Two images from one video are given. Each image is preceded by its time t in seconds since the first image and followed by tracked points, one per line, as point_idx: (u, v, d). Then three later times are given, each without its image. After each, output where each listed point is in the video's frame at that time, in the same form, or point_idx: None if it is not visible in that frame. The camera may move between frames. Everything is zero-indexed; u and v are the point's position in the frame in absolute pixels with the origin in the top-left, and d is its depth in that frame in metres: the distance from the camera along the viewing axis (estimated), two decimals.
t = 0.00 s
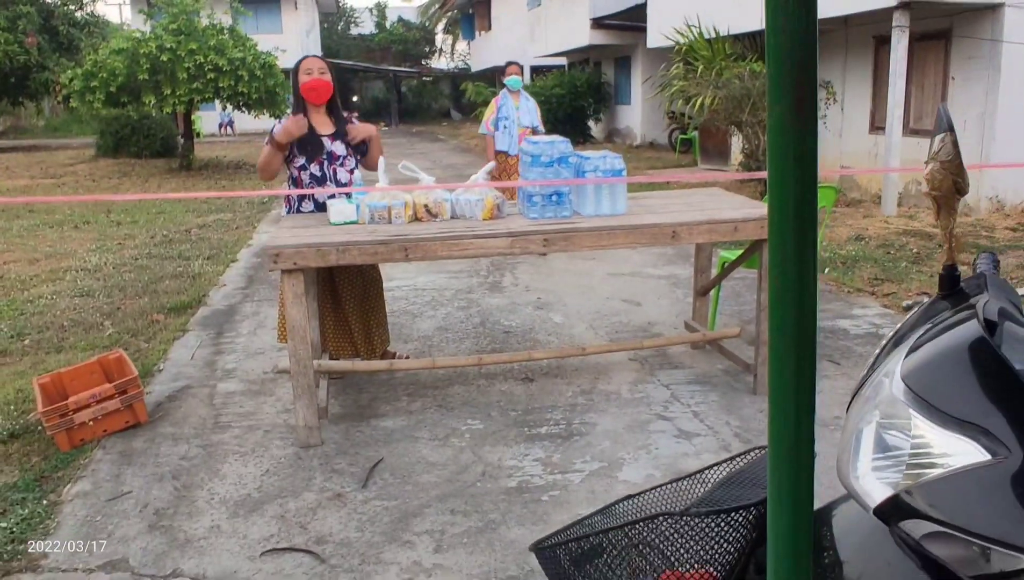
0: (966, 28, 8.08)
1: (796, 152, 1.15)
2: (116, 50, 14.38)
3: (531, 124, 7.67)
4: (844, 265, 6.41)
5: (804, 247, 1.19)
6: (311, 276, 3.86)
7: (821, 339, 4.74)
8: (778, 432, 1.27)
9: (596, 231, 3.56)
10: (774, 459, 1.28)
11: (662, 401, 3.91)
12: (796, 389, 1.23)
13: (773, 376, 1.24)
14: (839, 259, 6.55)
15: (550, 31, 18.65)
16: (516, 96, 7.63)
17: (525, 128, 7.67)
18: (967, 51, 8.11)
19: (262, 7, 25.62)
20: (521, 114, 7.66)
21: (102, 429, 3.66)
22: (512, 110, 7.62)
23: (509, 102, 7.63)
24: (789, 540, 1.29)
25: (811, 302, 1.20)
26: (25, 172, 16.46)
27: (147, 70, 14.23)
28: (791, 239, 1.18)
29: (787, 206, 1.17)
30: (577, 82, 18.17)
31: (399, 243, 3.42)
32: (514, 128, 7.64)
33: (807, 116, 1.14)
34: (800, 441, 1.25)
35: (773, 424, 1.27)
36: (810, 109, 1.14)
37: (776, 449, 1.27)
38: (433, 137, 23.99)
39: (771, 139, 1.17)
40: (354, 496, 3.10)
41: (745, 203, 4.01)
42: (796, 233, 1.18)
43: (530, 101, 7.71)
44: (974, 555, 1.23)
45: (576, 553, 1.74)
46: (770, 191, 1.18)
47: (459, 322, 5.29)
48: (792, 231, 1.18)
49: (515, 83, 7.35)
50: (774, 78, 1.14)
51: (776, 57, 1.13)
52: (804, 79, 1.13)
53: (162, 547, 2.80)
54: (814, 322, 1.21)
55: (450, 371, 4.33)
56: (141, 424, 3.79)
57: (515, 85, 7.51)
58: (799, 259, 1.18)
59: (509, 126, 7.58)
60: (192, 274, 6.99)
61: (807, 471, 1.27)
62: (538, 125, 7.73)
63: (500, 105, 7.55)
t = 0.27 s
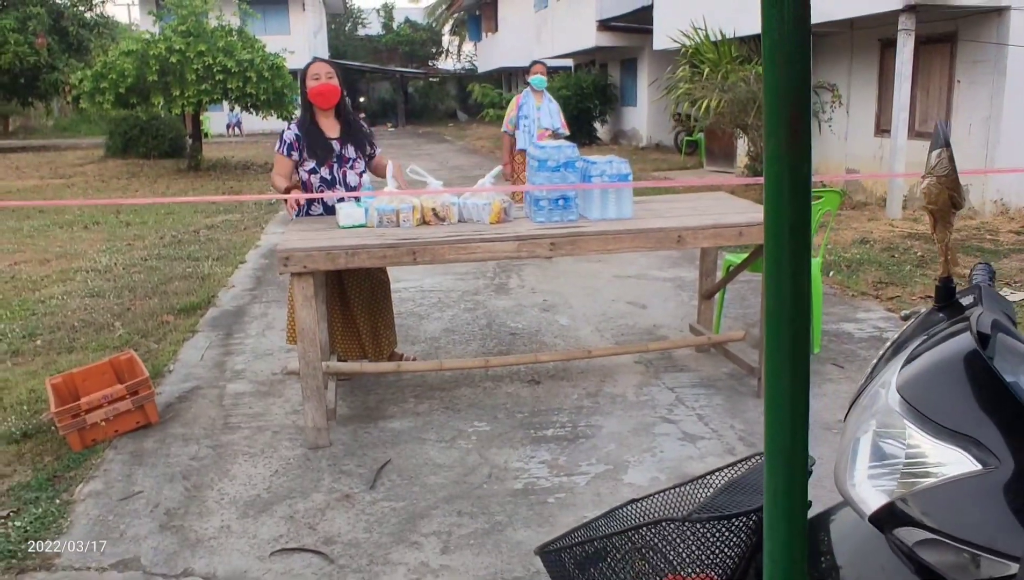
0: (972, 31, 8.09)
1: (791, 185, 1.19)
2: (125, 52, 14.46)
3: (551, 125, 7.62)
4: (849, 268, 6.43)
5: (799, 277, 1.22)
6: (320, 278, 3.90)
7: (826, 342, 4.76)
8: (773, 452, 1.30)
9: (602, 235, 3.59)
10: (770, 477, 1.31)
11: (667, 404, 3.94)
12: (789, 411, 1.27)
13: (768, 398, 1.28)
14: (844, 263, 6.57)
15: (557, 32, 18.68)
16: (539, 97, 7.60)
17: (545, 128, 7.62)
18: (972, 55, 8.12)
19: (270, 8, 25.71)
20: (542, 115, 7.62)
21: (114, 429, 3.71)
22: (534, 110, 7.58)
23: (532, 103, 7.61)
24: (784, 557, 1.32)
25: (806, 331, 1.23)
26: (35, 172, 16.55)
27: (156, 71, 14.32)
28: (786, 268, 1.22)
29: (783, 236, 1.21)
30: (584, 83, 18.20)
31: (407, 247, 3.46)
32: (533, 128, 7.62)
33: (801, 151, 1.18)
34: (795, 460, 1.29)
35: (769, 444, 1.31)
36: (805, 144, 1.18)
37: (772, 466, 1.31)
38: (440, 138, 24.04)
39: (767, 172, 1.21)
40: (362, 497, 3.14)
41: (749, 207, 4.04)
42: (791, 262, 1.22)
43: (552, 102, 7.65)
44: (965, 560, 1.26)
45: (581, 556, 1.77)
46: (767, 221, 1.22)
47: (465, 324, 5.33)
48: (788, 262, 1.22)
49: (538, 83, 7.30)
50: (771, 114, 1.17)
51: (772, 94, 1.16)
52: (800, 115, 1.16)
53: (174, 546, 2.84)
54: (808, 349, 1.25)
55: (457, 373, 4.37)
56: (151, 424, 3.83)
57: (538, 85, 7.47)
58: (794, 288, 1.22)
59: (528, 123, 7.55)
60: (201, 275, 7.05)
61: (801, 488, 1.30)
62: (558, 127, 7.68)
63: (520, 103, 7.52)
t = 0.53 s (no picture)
0: (978, 31, 8.07)
1: (790, 188, 1.18)
2: (130, 52, 14.50)
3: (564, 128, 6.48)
4: (853, 270, 6.41)
5: (799, 282, 1.21)
6: (323, 280, 3.89)
7: (830, 344, 4.74)
8: (771, 458, 1.29)
9: (605, 236, 3.58)
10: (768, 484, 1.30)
11: (670, 406, 3.92)
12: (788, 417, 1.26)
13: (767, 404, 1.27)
14: (849, 264, 6.54)
15: (561, 33, 18.68)
16: (550, 98, 6.52)
17: (556, 132, 6.46)
18: (979, 55, 8.09)
19: (275, 9, 25.76)
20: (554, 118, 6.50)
21: (116, 430, 3.71)
22: (544, 112, 6.49)
23: (542, 104, 6.51)
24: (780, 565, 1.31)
25: (805, 337, 1.22)
26: (40, 172, 16.60)
27: (160, 72, 14.34)
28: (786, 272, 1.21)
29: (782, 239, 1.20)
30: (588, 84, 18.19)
31: (410, 248, 3.44)
32: (544, 133, 6.45)
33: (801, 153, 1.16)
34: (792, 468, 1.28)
35: (767, 453, 1.29)
36: (805, 146, 1.16)
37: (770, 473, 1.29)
38: (444, 139, 24.01)
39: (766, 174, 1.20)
40: (363, 499, 3.13)
41: (753, 209, 4.02)
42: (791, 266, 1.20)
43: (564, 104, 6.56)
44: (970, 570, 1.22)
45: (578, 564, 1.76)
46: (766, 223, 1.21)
47: (468, 325, 5.32)
48: (787, 271, 1.20)
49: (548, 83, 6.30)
50: (769, 115, 1.16)
51: (771, 96, 1.15)
52: (799, 117, 1.15)
53: (175, 548, 2.83)
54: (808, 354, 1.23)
55: (459, 375, 4.35)
56: (153, 425, 3.83)
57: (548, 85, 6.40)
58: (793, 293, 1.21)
59: (537, 128, 6.46)
60: (205, 276, 7.05)
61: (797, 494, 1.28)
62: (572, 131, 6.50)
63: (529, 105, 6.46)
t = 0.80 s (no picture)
0: (977, 32, 8.06)
1: (769, 186, 1.27)
2: (127, 53, 14.46)
3: (562, 128, 6.42)
4: (850, 271, 6.39)
5: (777, 282, 1.31)
6: (316, 281, 3.87)
7: (827, 346, 4.72)
8: (754, 440, 1.39)
9: (600, 238, 3.56)
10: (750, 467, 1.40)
11: (666, 408, 3.90)
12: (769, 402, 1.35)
13: (748, 391, 1.37)
14: (846, 265, 6.53)
15: (559, 34, 18.67)
16: (545, 98, 6.44)
17: (555, 132, 6.42)
18: (978, 55, 8.09)
19: (273, 10, 25.73)
20: (551, 118, 6.44)
21: (108, 433, 3.68)
22: (541, 113, 6.41)
23: (537, 105, 6.44)
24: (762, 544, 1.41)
25: (784, 325, 1.32)
26: (36, 173, 16.56)
27: (157, 73, 14.31)
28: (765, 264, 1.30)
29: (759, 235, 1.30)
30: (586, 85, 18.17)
31: (404, 250, 3.42)
32: (543, 134, 6.41)
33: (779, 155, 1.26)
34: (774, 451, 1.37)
35: (749, 443, 1.39)
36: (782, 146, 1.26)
37: (752, 457, 1.39)
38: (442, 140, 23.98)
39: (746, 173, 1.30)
40: (356, 502, 3.11)
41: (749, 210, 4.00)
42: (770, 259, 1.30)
43: (561, 104, 6.51)
44: None
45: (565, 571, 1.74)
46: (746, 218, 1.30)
47: (464, 327, 5.30)
48: (766, 275, 1.30)
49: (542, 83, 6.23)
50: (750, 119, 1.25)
51: (752, 110, 1.24)
52: (777, 129, 1.25)
53: (166, 552, 2.81)
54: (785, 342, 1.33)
55: (454, 377, 4.33)
56: (146, 428, 3.80)
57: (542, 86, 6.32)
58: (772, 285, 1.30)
59: (535, 130, 6.41)
60: (200, 277, 7.02)
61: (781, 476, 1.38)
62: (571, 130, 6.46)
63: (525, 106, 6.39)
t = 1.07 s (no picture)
0: (974, 32, 8.07)
1: (795, 159, 1.15)
2: (124, 53, 14.45)
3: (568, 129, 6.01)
4: (849, 271, 6.39)
5: (803, 267, 1.18)
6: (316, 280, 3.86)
7: (826, 345, 4.72)
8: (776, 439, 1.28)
9: (600, 236, 3.55)
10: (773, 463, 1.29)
11: (666, 406, 3.89)
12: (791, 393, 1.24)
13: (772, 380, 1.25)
14: (844, 265, 6.53)
15: (556, 35, 18.68)
16: (548, 97, 5.99)
17: (561, 134, 5.98)
18: (976, 56, 8.10)
19: (270, 11, 25.74)
20: (556, 118, 5.98)
21: (106, 432, 3.67)
22: (546, 113, 5.94)
23: (541, 104, 5.97)
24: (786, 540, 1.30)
25: (809, 316, 1.21)
26: (33, 174, 16.54)
27: (155, 73, 14.29)
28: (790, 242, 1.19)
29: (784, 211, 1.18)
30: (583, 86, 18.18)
31: (403, 248, 3.41)
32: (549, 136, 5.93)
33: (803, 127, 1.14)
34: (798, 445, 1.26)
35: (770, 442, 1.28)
36: (810, 116, 1.14)
37: (774, 453, 1.28)
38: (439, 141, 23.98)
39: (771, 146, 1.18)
40: (356, 500, 3.09)
41: (749, 209, 4.00)
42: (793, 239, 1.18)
43: (566, 103, 6.05)
44: (980, 568, 1.20)
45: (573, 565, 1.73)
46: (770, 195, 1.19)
47: (463, 326, 5.29)
48: (791, 257, 1.19)
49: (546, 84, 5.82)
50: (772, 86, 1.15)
51: (776, 78, 1.14)
52: (803, 99, 1.14)
53: (165, 550, 2.80)
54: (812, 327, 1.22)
55: (453, 376, 4.32)
56: (144, 427, 3.79)
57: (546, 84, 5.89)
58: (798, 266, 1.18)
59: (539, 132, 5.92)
60: (199, 277, 7.01)
61: (805, 473, 1.28)
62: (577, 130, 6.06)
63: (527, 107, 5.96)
